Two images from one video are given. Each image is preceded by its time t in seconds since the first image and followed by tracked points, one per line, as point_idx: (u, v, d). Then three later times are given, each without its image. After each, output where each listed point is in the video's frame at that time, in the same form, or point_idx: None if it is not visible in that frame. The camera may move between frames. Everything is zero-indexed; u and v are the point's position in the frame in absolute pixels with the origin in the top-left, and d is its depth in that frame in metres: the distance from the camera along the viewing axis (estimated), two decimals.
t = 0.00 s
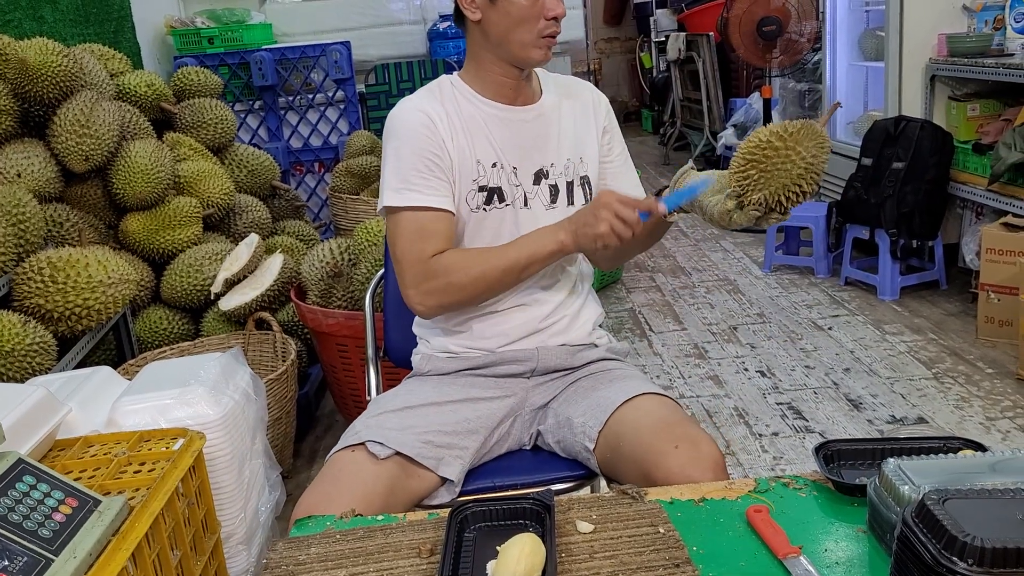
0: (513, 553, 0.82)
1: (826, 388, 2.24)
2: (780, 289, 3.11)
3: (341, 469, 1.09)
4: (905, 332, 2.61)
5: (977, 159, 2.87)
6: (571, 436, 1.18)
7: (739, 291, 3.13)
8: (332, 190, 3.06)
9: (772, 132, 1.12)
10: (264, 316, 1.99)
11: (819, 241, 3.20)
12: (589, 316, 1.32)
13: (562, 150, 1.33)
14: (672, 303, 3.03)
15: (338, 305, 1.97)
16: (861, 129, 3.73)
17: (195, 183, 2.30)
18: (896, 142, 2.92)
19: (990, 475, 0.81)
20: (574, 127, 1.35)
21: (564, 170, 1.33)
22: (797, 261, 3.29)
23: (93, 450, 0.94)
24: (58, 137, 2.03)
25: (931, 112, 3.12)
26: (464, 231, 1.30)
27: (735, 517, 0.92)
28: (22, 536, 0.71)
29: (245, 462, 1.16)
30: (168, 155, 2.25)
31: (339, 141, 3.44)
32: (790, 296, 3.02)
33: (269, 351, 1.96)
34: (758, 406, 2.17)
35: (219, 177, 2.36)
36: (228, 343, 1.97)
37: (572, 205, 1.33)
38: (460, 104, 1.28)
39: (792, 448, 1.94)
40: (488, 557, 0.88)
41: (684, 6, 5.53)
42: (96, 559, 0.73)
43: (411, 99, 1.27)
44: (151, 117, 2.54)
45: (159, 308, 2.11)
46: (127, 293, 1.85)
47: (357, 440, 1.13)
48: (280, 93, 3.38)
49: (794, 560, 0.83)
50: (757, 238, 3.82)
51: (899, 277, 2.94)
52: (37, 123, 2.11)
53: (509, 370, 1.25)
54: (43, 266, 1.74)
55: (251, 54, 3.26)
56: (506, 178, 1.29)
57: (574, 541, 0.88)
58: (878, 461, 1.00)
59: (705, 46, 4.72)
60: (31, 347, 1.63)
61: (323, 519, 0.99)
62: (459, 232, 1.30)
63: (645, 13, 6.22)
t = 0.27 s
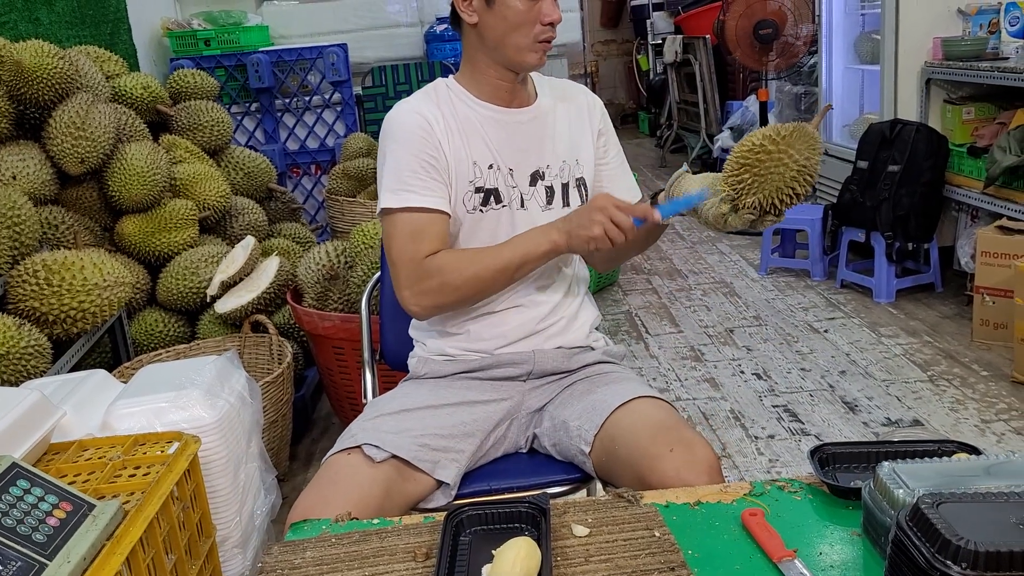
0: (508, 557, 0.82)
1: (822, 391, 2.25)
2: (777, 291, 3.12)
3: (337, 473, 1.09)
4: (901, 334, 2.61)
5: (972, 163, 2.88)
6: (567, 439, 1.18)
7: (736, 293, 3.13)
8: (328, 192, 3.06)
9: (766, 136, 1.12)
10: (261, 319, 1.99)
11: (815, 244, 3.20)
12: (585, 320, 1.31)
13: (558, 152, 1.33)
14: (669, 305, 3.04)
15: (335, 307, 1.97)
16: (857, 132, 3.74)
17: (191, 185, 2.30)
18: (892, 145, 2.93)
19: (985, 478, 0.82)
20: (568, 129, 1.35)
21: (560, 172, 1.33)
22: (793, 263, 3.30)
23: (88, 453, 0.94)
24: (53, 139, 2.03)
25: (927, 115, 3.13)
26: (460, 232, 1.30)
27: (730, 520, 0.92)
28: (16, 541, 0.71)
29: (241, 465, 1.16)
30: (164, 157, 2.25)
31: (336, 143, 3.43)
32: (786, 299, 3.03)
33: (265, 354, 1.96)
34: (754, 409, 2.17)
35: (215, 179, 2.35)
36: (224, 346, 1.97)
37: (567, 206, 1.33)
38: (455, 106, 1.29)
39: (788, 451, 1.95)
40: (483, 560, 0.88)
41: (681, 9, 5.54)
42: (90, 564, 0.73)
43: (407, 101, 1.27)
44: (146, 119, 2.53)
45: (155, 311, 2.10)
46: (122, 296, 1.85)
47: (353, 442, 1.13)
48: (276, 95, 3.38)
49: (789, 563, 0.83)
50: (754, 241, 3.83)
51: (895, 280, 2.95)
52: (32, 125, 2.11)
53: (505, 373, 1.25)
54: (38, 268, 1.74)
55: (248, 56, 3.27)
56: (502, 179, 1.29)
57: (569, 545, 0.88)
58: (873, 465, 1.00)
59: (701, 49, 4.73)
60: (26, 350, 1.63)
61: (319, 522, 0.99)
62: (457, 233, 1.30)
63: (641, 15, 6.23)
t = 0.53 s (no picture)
0: (503, 560, 0.82)
1: (818, 393, 2.25)
2: (774, 293, 3.12)
3: (334, 474, 1.09)
4: (898, 336, 2.62)
5: (969, 165, 2.90)
6: (562, 441, 1.18)
7: (733, 295, 3.14)
8: (326, 194, 3.06)
9: (751, 135, 1.13)
10: (258, 321, 1.99)
11: (812, 246, 3.21)
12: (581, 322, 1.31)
13: (554, 153, 1.34)
14: (666, 307, 3.04)
15: (332, 309, 1.97)
16: (855, 134, 3.74)
17: (189, 186, 2.30)
18: (889, 147, 2.94)
19: (980, 479, 0.82)
20: (564, 131, 1.36)
21: (556, 173, 1.33)
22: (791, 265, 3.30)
23: (84, 455, 0.94)
24: (51, 141, 2.03)
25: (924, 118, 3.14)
26: (456, 232, 1.30)
27: (725, 522, 0.92)
28: (11, 543, 0.71)
29: (237, 467, 1.16)
30: (161, 159, 2.25)
31: (334, 145, 3.44)
32: (783, 300, 3.03)
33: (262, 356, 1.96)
34: (751, 410, 2.17)
35: (212, 181, 2.35)
36: (221, 348, 1.98)
37: (563, 207, 1.34)
38: (452, 106, 1.29)
39: (784, 453, 1.95)
40: (479, 562, 0.88)
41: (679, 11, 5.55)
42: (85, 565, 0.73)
43: (404, 101, 1.28)
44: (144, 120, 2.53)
45: (152, 312, 2.11)
46: (119, 298, 1.85)
47: (349, 444, 1.13)
48: (274, 96, 3.39)
49: (784, 565, 0.83)
50: (752, 243, 3.83)
51: (891, 282, 2.95)
52: (29, 127, 2.11)
53: (502, 375, 1.25)
54: (35, 270, 1.74)
55: (245, 58, 3.27)
56: (499, 179, 1.29)
57: (564, 546, 0.88)
58: (868, 466, 1.00)
59: (699, 51, 4.74)
60: (23, 352, 1.63)
61: (315, 524, 0.99)
62: (452, 233, 1.30)
63: (640, 17, 6.24)
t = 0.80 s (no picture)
0: (497, 554, 0.82)
1: (816, 392, 2.25)
2: (772, 292, 3.12)
3: (329, 471, 1.09)
4: (895, 335, 2.62)
5: (967, 164, 2.91)
6: (557, 437, 1.19)
7: (730, 294, 3.14)
8: (324, 193, 3.06)
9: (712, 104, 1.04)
10: (255, 319, 1.99)
11: (810, 245, 3.21)
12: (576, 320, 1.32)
13: (545, 147, 1.35)
14: (664, 306, 3.04)
15: (329, 308, 1.97)
16: (853, 133, 3.75)
17: (187, 185, 2.30)
18: (887, 146, 2.95)
19: (976, 475, 0.83)
20: (554, 126, 1.37)
21: (546, 166, 1.34)
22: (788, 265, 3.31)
23: (80, 451, 0.94)
24: (48, 140, 2.03)
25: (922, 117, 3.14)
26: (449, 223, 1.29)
27: (720, 518, 0.92)
28: (6, 537, 0.71)
29: (233, 464, 1.15)
30: (159, 158, 2.25)
31: (332, 144, 3.44)
32: (781, 300, 3.04)
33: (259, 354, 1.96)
34: (748, 409, 2.18)
35: (210, 180, 2.35)
36: (218, 346, 1.98)
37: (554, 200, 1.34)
38: (446, 98, 1.30)
39: (781, 451, 1.95)
40: (474, 556, 0.88)
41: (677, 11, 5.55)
42: (81, 560, 0.73)
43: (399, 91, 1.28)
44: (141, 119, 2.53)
45: (150, 311, 2.10)
46: (117, 296, 1.85)
47: (344, 438, 1.13)
48: (272, 96, 3.39)
49: (778, 560, 0.84)
50: (749, 242, 3.84)
51: (889, 281, 2.96)
52: (27, 126, 2.11)
53: (498, 373, 1.25)
54: (33, 268, 1.73)
55: (243, 57, 3.26)
56: (492, 170, 1.29)
57: (559, 542, 0.88)
58: (862, 462, 1.00)
59: (698, 50, 4.74)
60: (20, 350, 1.63)
61: (310, 520, 0.99)
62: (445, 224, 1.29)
63: (639, 17, 6.24)
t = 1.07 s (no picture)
0: (490, 550, 0.81)
1: (814, 390, 2.25)
2: (771, 290, 3.12)
3: (324, 467, 1.08)
4: (894, 333, 2.61)
5: (967, 162, 2.90)
6: (553, 434, 1.18)
7: (729, 292, 3.13)
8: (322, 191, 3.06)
9: (688, 92, 1.04)
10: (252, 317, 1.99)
11: (809, 243, 3.20)
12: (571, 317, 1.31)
13: (538, 142, 1.35)
14: (662, 304, 3.04)
15: (326, 306, 1.97)
16: (852, 131, 3.74)
17: (184, 182, 2.30)
18: (887, 144, 2.95)
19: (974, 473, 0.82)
20: (546, 121, 1.37)
21: (540, 162, 1.34)
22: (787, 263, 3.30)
23: (73, 447, 0.94)
24: (44, 137, 2.02)
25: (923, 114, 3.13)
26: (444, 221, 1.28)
27: (715, 515, 0.92)
28: None
29: (228, 461, 1.13)
30: (156, 155, 2.24)
31: (330, 142, 3.43)
32: (780, 298, 3.03)
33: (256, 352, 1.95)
34: (747, 407, 2.17)
35: (208, 177, 2.35)
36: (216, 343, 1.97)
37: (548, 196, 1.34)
38: (438, 95, 1.29)
39: (779, 449, 1.95)
40: (467, 553, 0.87)
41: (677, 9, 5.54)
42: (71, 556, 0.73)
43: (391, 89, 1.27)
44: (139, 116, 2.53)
45: (147, 308, 2.10)
46: (113, 293, 1.84)
47: (340, 434, 1.12)
48: (271, 93, 3.38)
49: (772, 557, 0.83)
50: (748, 240, 3.83)
51: (888, 279, 2.95)
52: (24, 123, 2.11)
53: (492, 370, 1.25)
54: (29, 265, 1.73)
55: (242, 55, 3.26)
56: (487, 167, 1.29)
57: (553, 539, 0.88)
58: (858, 459, 1.00)
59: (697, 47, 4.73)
60: (16, 347, 1.63)
61: (304, 517, 0.98)
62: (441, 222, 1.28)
63: (638, 14, 6.23)
